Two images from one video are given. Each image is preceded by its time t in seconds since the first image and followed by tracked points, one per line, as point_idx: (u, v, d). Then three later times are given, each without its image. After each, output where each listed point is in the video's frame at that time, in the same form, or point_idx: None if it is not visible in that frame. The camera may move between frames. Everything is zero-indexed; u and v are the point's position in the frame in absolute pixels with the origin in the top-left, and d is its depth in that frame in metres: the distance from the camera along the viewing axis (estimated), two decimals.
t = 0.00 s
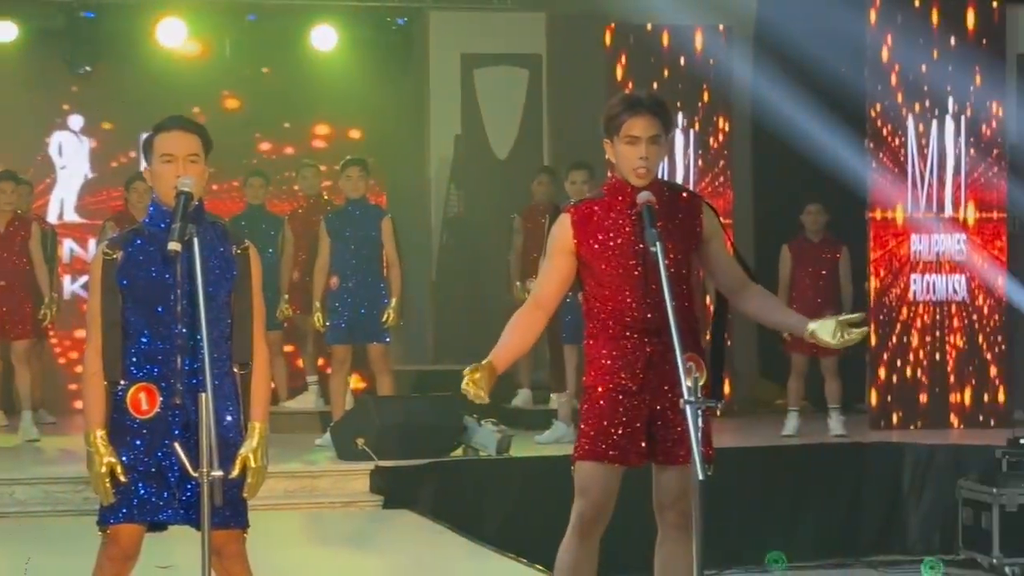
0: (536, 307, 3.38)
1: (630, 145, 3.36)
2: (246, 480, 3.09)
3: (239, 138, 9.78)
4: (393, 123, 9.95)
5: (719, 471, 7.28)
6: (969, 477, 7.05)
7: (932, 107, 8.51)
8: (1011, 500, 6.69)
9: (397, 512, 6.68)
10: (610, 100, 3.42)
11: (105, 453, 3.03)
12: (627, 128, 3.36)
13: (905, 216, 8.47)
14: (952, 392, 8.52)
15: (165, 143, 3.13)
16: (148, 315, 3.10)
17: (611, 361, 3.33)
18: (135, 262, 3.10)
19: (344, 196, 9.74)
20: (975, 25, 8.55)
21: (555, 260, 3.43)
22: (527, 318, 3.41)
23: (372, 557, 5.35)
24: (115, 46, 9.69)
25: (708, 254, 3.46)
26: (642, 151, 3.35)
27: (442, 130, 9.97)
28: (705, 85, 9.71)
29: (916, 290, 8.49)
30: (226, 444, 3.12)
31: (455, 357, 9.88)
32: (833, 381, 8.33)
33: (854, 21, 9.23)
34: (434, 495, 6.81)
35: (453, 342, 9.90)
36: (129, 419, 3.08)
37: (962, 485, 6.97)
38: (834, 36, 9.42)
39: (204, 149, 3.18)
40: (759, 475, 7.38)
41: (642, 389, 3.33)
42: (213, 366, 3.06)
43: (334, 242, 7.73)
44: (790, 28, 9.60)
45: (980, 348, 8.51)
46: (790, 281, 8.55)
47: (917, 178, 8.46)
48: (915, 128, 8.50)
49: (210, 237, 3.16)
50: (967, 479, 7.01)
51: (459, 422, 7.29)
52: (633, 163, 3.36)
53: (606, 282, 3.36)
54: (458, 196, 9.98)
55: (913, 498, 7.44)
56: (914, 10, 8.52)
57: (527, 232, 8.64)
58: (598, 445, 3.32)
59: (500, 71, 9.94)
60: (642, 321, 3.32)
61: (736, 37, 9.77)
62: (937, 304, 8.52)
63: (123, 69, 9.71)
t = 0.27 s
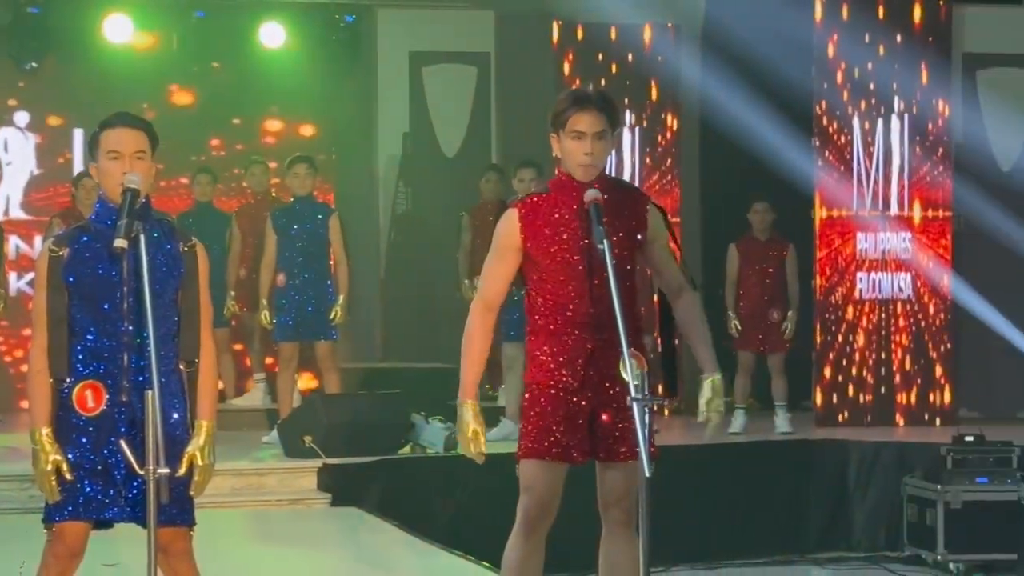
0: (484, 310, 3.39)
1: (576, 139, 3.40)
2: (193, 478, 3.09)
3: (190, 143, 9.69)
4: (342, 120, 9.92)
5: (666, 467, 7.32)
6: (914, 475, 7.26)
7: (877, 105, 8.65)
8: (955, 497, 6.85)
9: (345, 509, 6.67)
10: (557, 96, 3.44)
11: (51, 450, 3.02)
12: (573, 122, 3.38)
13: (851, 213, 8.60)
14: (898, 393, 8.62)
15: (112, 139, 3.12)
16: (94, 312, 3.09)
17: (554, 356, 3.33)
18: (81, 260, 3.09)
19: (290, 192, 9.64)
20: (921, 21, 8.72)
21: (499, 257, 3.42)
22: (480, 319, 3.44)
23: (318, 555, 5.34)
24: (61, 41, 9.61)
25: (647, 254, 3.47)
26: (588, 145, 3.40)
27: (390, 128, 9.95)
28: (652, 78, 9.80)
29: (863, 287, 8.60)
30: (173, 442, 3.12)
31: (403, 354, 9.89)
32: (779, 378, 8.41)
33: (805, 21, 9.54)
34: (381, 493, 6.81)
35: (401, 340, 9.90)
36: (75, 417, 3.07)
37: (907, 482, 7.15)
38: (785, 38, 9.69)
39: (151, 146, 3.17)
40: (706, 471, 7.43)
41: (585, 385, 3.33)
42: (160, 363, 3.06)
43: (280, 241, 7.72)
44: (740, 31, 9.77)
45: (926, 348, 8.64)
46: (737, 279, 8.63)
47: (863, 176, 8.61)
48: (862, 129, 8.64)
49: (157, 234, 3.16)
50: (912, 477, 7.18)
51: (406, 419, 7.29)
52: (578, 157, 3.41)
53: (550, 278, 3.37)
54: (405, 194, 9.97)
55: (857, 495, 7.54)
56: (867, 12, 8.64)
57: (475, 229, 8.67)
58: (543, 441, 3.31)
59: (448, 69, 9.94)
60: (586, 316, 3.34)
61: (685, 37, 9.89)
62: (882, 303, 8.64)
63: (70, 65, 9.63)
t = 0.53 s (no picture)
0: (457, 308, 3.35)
1: (543, 136, 3.36)
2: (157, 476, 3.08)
3: (153, 134, 9.70)
4: (307, 115, 9.88)
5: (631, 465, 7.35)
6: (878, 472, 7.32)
7: (841, 103, 8.75)
8: (919, 495, 6.92)
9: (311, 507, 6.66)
10: (524, 92, 3.40)
11: (14, 449, 3.00)
12: (539, 119, 3.35)
13: (816, 211, 8.68)
14: (862, 393, 8.68)
15: (77, 137, 3.11)
16: (58, 310, 3.08)
17: (514, 355, 3.28)
18: (46, 258, 3.08)
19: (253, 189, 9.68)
20: (887, 14, 8.83)
21: (464, 255, 3.38)
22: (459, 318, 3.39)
23: (282, 554, 5.33)
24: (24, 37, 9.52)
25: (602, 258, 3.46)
26: (553, 142, 3.36)
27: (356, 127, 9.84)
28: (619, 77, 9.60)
29: (827, 285, 8.67)
30: (137, 441, 3.10)
31: (368, 353, 9.89)
32: (744, 376, 8.45)
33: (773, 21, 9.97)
34: (347, 492, 6.80)
35: (366, 338, 9.89)
36: (38, 415, 3.05)
37: (872, 481, 7.21)
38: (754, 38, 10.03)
39: (117, 144, 3.17)
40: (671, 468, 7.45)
41: (544, 385, 3.27)
42: (124, 361, 3.05)
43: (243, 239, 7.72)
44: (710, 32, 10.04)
45: (890, 348, 8.71)
46: (702, 278, 8.67)
47: (828, 174, 8.70)
48: (826, 128, 8.72)
49: (122, 233, 3.16)
50: (875, 475, 7.26)
51: (370, 417, 7.28)
52: (543, 154, 3.37)
53: (511, 275, 3.33)
54: (371, 193, 9.88)
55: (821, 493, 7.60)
56: (831, 11, 8.77)
57: (440, 228, 8.67)
58: (501, 441, 3.25)
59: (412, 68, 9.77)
60: (546, 314, 3.28)
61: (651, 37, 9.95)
62: (846, 301, 8.71)
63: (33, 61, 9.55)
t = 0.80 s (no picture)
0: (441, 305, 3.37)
1: (520, 137, 3.36)
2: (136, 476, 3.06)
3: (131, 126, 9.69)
4: (287, 114, 9.91)
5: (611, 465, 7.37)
6: (857, 472, 7.40)
7: (819, 103, 8.78)
8: (897, 493, 6.97)
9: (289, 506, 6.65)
10: (507, 94, 3.42)
11: None
12: (518, 120, 3.36)
13: (794, 210, 8.69)
14: (841, 394, 8.71)
15: (56, 135, 3.10)
16: (37, 308, 3.06)
17: (490, 353, 3.27)
18: (25, 256, 3.07)
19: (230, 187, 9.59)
20: (866, 10, 8.86)
21: (443, 251, 3.37)
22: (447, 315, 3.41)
23: (262, 553, 5.31)
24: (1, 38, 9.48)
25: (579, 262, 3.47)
26: (531, 143, 3.36)
27: (336, 125, 9.83)
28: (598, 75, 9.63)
29: (806, 285, 8.70)
30: (116, 440, 3.08)
31: (347, 352, 9.89)
32: (723, 375, 8.48)
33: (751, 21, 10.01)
34: (326, 492, 6.80)
35: (346, 337, 9.89)
36: (17, 414, 3.03)
37: (850, 480, 7.30)
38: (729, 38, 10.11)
39: (96, 142, 3.16)
40: (651, 468, 7.45)
41: (521, 383, 3.26)
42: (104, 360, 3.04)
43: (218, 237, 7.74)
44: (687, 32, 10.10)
45: (869, 348, 8.75)
46: (681, 277, 8.69)
47: (807, 175, 8.73)
48: (806, 128, 8.77)
49: (101, 231, 3.14)
50: (854, 475, 7.35)
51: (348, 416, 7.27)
52: (521, 155, 3.37)
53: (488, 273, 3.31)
54: (350, 191, 9.85)
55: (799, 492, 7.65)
56: (808, 12, 8.79)
57: (419, 227, 8.66)
58: (478, 438, 3.25)
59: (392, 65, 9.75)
60: (524, 312, 3.27)
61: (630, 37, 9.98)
62: (825, 300, 8.73)
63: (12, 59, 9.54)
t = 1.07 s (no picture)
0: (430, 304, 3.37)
1: (514, 135, 3.36)
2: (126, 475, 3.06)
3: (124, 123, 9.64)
4: (279, 113, 9.87)
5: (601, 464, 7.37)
6: (847, 472, 7.39)
7: (810, 101, 8.80)
8: (887, 493, 6.97)
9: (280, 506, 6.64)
10: (502, 91, 3.41)
11: None
12: (511, 118, 3.35)
13: (784, 210, 8.70)
14: (831, 393, 8.73)
15: (46, 133, 3.09)
16: (27, 307, 3.05)
17: (481, 352, 3.27)
18: (15, 255, 3.07)
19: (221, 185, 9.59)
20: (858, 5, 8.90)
21: (434, 248, 3.37)
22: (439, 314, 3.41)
23: (252, 552, 5.30)
24: None
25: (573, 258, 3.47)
26: (525, 142, 3.36)
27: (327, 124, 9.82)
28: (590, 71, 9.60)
29: (796, 284, 8.71)
30: (106, 439, 3.07)
31: (338, 351, 9.88)
32: (713, 375, 8.50)
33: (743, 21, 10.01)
34: (317, 491, 6.79)
35: (336, 336, 9.89)
36: (6, 413, 3.02)
37: (840, 480, 7.31)
38: (720, 36, 10.08)
39: (86, 140, 3.15)
40: (641, 467, 7.45)
41: (511, 382, 3.26)
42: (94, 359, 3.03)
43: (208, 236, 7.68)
44: (679, 31, 10.09)
45: (860, 348, 8.76)
46: (672, 276, 8.69)
47: (800, 177, 8.73)
48: (799, 129, 8.77)
49: (91, 230, 3.14)
50: (844, 474, 7.34)
51: (339, 415, 7.27)
52: (515, 153, 3.37)
53: (479, 271, 3.31)
54: (341, 190, 9.85)
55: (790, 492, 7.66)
56: (798, 11, 8.81)
57: (409, 227, 8.65)
58: (468, 437, 3.25)
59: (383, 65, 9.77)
60: (514, 310, 3.27)
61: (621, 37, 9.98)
62: (816, 299, 8.75)
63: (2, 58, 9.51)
